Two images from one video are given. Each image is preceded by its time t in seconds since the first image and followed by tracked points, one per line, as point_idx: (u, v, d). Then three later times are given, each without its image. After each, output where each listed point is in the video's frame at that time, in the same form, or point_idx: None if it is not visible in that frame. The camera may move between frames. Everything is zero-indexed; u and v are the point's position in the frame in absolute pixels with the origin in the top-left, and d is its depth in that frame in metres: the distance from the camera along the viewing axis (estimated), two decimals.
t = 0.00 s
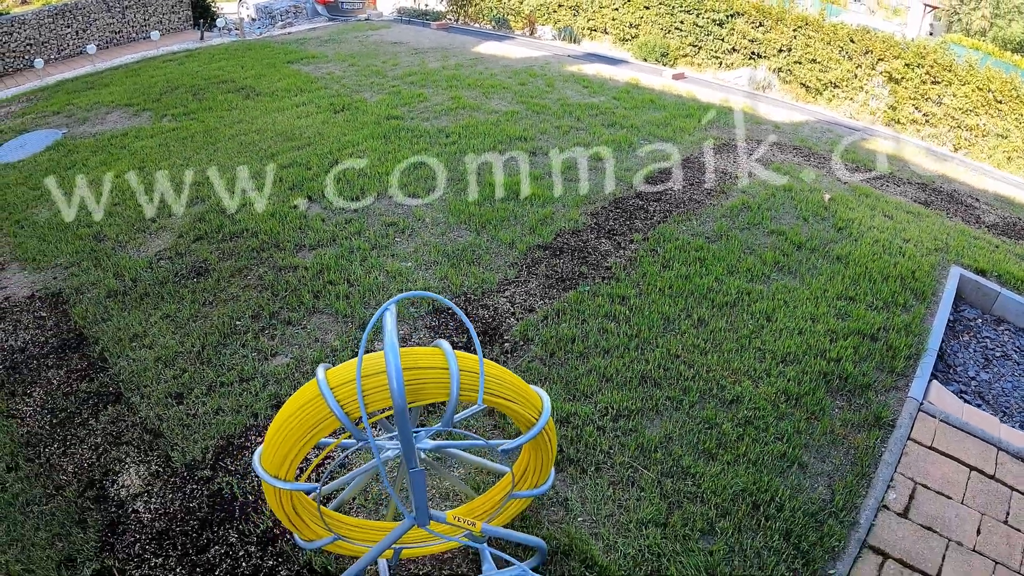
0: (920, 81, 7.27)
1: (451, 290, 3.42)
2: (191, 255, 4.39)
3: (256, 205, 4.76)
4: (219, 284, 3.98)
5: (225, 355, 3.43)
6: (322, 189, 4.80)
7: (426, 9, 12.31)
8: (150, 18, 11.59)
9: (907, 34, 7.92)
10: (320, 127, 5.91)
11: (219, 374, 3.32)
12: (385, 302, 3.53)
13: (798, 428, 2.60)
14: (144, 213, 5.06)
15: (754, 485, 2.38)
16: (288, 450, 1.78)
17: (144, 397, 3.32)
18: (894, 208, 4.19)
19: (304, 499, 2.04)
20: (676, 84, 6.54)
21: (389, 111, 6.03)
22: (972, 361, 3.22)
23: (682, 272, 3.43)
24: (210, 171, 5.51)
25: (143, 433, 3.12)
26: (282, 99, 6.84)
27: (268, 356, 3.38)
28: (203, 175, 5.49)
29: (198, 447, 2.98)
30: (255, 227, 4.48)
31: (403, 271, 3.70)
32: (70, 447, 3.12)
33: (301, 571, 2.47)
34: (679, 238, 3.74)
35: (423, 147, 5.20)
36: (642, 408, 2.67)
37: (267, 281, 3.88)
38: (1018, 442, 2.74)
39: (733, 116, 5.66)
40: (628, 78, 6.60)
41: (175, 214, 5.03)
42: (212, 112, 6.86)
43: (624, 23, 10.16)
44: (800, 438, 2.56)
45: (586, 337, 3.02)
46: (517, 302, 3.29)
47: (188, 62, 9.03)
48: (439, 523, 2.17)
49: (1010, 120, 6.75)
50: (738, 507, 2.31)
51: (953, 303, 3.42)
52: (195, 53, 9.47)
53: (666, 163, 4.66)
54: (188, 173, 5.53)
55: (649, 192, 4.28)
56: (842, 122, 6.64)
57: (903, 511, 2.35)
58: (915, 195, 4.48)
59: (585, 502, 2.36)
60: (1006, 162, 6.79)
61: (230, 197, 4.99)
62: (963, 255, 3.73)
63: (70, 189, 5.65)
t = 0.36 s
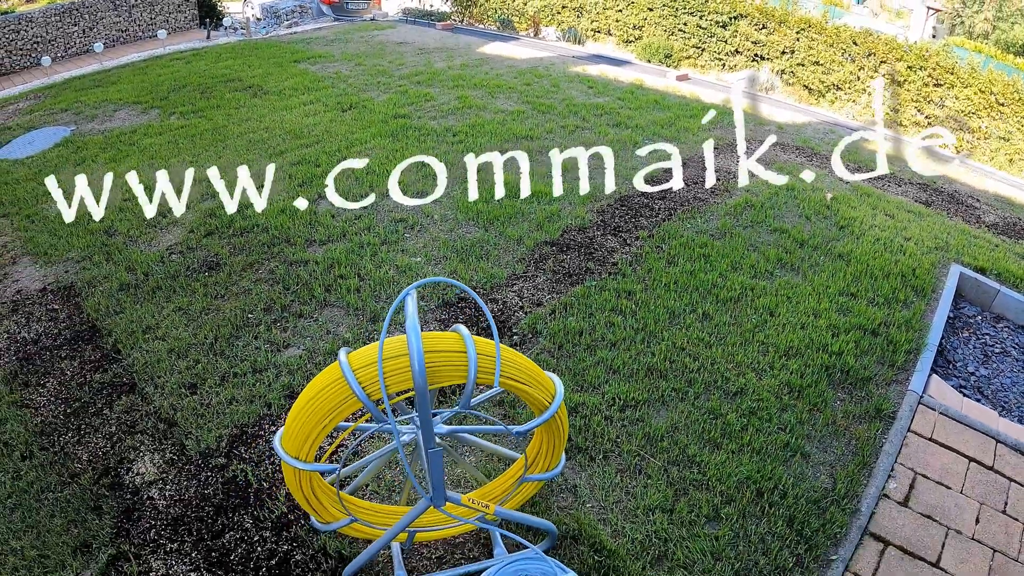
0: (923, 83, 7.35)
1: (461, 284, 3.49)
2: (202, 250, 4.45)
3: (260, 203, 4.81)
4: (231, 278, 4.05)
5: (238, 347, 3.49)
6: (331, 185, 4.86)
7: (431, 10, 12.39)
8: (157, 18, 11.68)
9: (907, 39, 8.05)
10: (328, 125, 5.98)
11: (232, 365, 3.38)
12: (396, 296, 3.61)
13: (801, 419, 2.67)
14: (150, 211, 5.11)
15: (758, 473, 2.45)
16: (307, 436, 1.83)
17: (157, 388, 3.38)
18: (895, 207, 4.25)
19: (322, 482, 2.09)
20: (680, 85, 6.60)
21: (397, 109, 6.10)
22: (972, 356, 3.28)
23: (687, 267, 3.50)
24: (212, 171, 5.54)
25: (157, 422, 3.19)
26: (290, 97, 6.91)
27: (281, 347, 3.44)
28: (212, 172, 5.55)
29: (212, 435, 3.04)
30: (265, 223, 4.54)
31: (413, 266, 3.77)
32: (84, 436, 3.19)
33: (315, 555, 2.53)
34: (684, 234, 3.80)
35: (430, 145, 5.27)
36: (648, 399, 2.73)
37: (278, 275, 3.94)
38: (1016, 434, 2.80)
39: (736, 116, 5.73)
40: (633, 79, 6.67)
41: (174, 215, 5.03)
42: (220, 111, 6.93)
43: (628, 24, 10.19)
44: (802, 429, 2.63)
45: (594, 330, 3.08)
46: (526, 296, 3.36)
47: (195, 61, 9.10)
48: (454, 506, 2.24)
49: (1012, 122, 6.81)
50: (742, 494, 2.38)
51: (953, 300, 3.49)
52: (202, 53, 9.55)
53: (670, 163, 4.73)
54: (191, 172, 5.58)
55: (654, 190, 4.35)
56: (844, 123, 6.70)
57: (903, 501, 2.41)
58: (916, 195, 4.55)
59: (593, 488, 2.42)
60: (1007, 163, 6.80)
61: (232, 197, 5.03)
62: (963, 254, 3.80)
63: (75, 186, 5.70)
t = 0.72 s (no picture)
0: (925, 83, 7.35)
1: (468, 278, 3.56)
2: (211, 245, 4.51)
3: (260, 203, 4.84)
4: (240, 271, 4.11)
5: (248, 338, 3.55)
6: (339, 182, 4.93)
7: (434, 10, 12.46)
8: (161, 17, 11.76)
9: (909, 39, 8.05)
10: (334, 123, 6.04)
11: (243, 356, 3.44)
12: (405, 289, 3.67)
13: (802, 408, 2.73)
14: (150, 211, 5.13)
15: (760, 460, 2.52)
16: (327, 415, 1.89)
17: (169, 378, 3.44)
18: (896, 205, 4.31)
19: (338, 465, 2.16)
20: (683, 85, 6.67)
21: (402, 108, 6.16)
22: (971, 350, 3.35)
23: (690, 262, 3.56)
24: (212, 171, 5.56)
25: (170, 411, 3.25)
26: (296, 95, 6.97)
27: (291, 339, 3.50)
28: (219, 168, 5.61)
29: (225, 424, 3.10)
30: (274, 218, 4.60)
31: (421, 261, 3.84)
32: (97, 425, 3.25)
33: (328, 539, 2.59)
34: (687, 231, 3.87)
35: (436, 143, 5.33)
36: (654, 388, 2.80)
37: (288, 269, 4.00)
38: (1013, 425, 2.86)
39: (738, 116, 5.80)
40: (636, 79, 6.74)
41: (174, 216, 5.05)
42: (226, 108, 7.00)
43: (631, 25, 10.26)
44: (804, 418, 2.70)
45: (599, 323, 3.15)
46: (532, 290, 3.42)
47: (200, 60, 9.16)
48: (468, 488, 2.35)
49: (1013, 122, 6.72)
50: (746, 480, 2.45)
51: (952, 296, 3.56)
52: (207, 51, 9.61)
53: (673, 161, 4.80)
54: (191, 172, 5.60)
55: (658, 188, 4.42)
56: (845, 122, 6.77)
57: (902, 488, 2.48)
58: (916, 194, 4.62)
59: (601, 474, 2.49)
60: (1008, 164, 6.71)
61: (232, 198, 5.07)
62: (962, 251, 3.86)
63: (76, 187, 5.73)
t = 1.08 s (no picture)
0: (926, 83, 7.50)
1: (479, 266, 3.64)
2: (224, 235, 4.59)
3: (260, 203, 4.85)
4: (254, 261, 4.18)
5: (263, 324, 3.63)
6: (349, 176, 5.02)
7: (437, 10, 12.54)
8: (167, 15, 11.84)
9: (909, 40, 8.17)
10: (342, 118, 6.12)
11: (259, 341, 3.52)
12: (417, 278, 3.76)
13: (806, 390, 2.82)
14: (150, 211, 5.14)
15: (766, 439, 2.61)
16: (353, 385, 1.97)
17: (185, 362, 3.52)
18: (896, 199, 4.41)
19: (358, 438, 2.23)
20: (686, 83, 6.77)
21: (410, 104, 6.24)
22: (970, 338, 3.44)
23: (696, 252, 3.64)
24: (211, 171, 5.57)
25: (187, 394, 3.33)
26: (303, 92, 7.05)
27: (306, 325, 3.58)
28: (230, 162, 5.69)
29: (242, 405, 3.17)
30: (286, 209, 4.68)
31: (432, 251, 3.94)
32: (115, 408, 3.33)
33: (346, 515, 2.66)
34: (692, 222, 3.96)
35: (444, 138, 5.42)
36: (662, 371, 2.88)
37: (301, 258, 4.08)
38: (1012, 408, 2.95)
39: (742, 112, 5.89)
40: (640, 77, 6.84)
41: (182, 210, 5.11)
42: (234, 104, 7.08)
43: (633, 24, 10.36)
44: (808, 399, 2.79)
45: (608, 309, 3.23)
46: (542, 277, 3.51)
47: (207, 57, 9.25)
48: (490, 461, 2.41)
49: (1014, 122, 6.94)
50: (752, 457, 2.54)
51: (952, 285, 3.65)
52: (214, 49, 9.69)
53: (677, 156, 4.89)
54: (190, 172, 5.61)
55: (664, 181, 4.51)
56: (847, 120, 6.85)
57: (904, 467, 2.58)
58: (917, 188, 4.72)
59: (612, 452, 2.58)
60: (1009, 162, 6.89)
61: (232, 197, 5.09)
62: (962, 243, 3.95)
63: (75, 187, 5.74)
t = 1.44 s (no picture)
0: (927, 82, 7.59)
1: (490, 256, 3.71)
2: (236, 226, 4.66)
3: (260, 203, 4.85)
4: (267, 250, 4.26)
5: (277, 311, 3.70)
6: (359, 169, 5.09)
7: (441, 8, 12.60)
8: (172, 12, 11.92)
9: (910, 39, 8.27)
10: (350, 113, 6.19)
11: (274, 327, 3.59)
12: (428, 267, 3.83)
13: (811, 374, 2.90)
14: (150, 211, 5.14)
15: (772, 420, 2.69)
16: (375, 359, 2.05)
17: (201, 349, 3.59)
18: (898, 193, 4.49)
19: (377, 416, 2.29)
20: (690, 80, 6.86)
21: (416, 99, 6.31)
22: (971, 328, 3.51)
23: (702, 242, 3.72)
24: (211, 171, 5.56)
25: (203, 379, 3.39)
26: (311, 88, 7.12)
27: (320, 312, 3.65)
28: (239, 156, 5.76)
29: (259, 389, 3.24)
30: (296, 201, 4.75)
31: (443, 242, 4.03)
32: (131, 393, 3.40)
33: (363, 493, 2.73)
34: (697, 214, 4.03)
35: (452, 132, 5.49)
36: (670, 355, 2.96)
37: (313, 248, 4.16)
38: (1012, 393, 3.03)
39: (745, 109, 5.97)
40: (644, 74, 6.92)
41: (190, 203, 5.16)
42: (242, 99, 7.15)
43: (636, 23, 10.43)
44: (812, 383, 2.87)
45: (616, 296, 3.30)
46: (551, 266, 3.58)
47: (213, 54, 9.32)
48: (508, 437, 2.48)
49: (1015, 121, 7.09)
50: (759, 437, 2.62)
51: (953, 276, 3.73)
52: (219, 46, 9.76)
53: (682, 150, 4.97)
54: (190, 172, 5.59)
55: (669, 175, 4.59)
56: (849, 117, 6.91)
57: (907, 449, 2.65)
58: (919, 182, 4.81)
59: (622, 433, 2.66)
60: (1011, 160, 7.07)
61: (232, 197, 5.10)
62: (963, 235, 4.03)
63: (76, 187, 5.73)
